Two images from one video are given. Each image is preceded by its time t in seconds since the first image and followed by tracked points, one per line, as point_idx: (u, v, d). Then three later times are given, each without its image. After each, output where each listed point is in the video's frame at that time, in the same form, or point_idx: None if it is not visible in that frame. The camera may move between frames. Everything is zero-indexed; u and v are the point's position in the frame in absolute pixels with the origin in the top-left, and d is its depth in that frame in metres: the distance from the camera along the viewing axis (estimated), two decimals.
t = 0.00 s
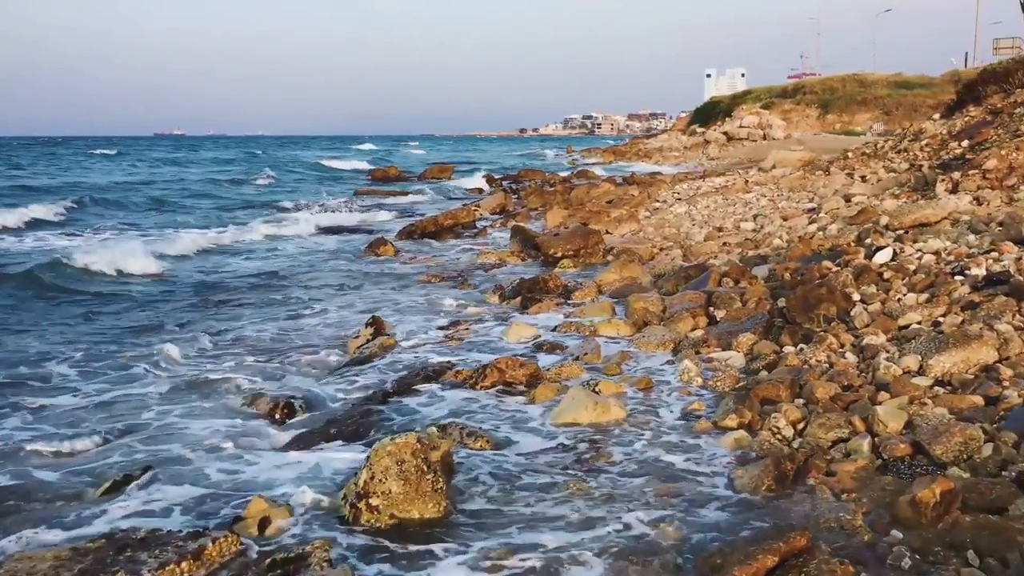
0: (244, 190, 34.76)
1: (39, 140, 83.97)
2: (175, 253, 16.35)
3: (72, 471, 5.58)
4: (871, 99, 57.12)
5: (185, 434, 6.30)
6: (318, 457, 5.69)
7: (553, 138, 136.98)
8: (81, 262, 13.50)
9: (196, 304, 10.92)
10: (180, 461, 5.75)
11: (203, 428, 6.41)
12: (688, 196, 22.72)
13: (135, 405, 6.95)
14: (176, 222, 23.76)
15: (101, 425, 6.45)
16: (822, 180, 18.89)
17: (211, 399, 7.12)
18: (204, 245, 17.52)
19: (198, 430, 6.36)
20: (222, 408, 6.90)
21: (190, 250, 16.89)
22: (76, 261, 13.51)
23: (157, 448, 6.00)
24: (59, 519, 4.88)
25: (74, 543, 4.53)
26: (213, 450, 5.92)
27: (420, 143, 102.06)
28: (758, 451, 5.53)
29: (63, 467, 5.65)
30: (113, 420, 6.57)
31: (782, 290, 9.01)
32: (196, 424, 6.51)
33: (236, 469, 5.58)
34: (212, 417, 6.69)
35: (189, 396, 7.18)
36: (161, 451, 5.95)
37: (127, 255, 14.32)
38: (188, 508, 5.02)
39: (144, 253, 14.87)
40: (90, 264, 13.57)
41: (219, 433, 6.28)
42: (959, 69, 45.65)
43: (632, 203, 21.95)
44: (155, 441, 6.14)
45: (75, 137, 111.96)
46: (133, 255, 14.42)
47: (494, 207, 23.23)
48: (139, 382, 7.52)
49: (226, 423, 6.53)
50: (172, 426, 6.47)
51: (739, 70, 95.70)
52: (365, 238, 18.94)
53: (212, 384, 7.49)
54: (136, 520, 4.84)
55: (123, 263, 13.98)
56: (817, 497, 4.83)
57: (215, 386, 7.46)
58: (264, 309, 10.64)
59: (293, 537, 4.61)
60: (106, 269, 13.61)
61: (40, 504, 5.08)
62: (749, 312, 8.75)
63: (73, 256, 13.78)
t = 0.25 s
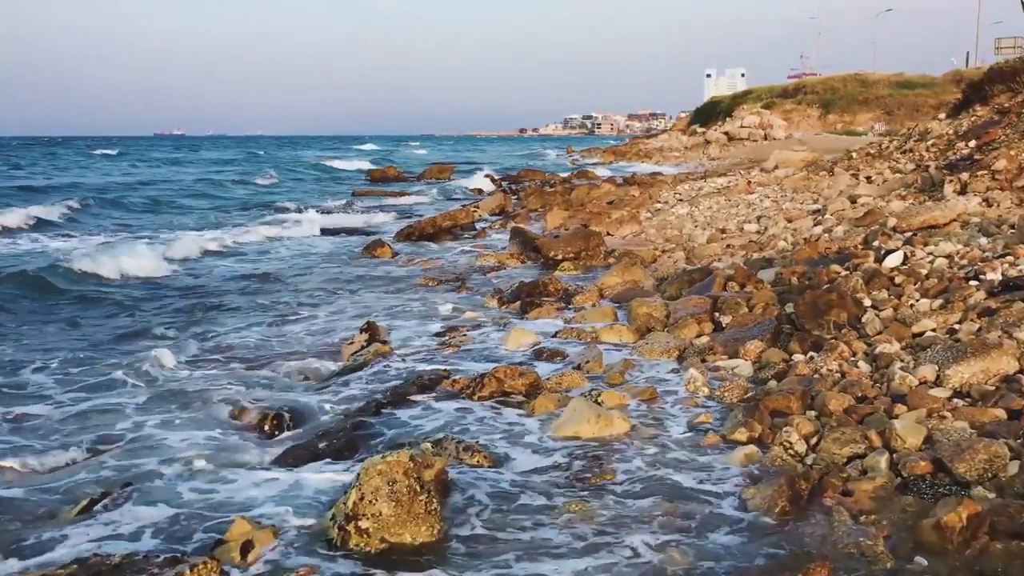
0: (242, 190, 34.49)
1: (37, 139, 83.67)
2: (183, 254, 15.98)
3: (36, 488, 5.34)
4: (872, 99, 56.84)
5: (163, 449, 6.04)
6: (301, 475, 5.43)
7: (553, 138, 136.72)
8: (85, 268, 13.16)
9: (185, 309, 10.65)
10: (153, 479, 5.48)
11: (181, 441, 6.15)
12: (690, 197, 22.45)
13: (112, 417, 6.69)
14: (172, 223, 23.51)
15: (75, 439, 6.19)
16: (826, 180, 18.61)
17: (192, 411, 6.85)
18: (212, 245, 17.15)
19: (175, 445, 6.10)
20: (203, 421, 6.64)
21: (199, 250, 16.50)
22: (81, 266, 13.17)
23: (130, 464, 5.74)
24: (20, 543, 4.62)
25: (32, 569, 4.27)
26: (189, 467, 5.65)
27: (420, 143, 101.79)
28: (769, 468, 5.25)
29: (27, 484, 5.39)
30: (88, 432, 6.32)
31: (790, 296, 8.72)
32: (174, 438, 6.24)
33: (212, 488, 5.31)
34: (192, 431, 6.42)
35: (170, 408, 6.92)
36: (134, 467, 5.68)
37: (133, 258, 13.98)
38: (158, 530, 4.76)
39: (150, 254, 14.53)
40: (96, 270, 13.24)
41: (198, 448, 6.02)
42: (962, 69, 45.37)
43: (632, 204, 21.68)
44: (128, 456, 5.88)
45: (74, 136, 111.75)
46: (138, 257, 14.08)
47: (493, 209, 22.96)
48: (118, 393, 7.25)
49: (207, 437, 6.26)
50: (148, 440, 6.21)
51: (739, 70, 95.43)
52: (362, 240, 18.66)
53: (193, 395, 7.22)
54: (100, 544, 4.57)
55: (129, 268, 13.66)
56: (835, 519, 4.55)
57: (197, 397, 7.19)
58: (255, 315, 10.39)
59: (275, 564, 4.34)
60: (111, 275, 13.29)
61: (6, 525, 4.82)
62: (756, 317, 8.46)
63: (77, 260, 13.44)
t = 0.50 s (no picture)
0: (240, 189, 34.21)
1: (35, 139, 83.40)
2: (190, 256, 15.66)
3: None
4: (874, 99, 56.58)
5: (138, 464, 5.76)
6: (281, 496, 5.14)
7: (553, 137, 136.48)
8: (84, 271, 12.81)
9: (174, 315, 10.39)
10: (123, 495, 5.21)
11: (160, 456, 5.89)
12: (692, 198, 22.18)
13: (88, 429, 6.44)
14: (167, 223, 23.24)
15: (49, 452, 5.94)
16: (831, 181, 18.33)
17: (173, 423, 6.59)
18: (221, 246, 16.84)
19: (152, 460, 5.82)
20: (183, 432, 6.37)
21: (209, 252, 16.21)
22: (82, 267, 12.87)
23: (102, 480, 5.47)
24: None
25: None
26: (166, 485, 5.38)
27: (420, 142, 101.50)
28: (780, 488, 4.97)
29: None
30: (61, 446, 6.06)
31: (799, 301, 8.44)
32: (152, 451, 5.98)
33: (185, 509, 5.03)
34: (171, 444, 6.15)
35: (149, 419, 6.65)
36: (107, 484, 5.41)
37: (135, 259, 13.68)
38: (127, 554, 4.49)
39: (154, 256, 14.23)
40: (98, 272, 12.93)
41: (177, 463, 5.76)
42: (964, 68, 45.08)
43: (633, 205, 21.41)
44: (101, 473, 5.60)
45: (73, 136, 111.56)
46: (141, 259, 13.78)
47: (492, 209, 22.69)
48: (98, 403, 6.98)
49: (186, 451, 5.98)
50: (123, 454, 5.93)
51: (740, 69, 95.16)
52: (358, 242, 18.38)
53: (173, 406, 6.95)
54: (61, 572, 4.29)
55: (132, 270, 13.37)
56: (853, 543, 4.27)
57: (179, 407, 6.93)
58: (246, 320, 10.13)
59: None
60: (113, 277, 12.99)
61: None
62: (763, 324, 8.18)
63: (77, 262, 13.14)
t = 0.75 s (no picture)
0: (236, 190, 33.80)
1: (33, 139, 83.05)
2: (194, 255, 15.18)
3: None
4: (876, 98, 56.13)
5: (104, 494, 5.37)
6: (239, 529, 4.82)
7: (553, 137, 136.07)
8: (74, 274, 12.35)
9: (158, 324, 10.01)
10: (84, 534, 4.81)
11: (127, 484, 5.52)
12: (695, 199, 21.76)
13: (54, 452, 6.07)
14: (160, 224, 22.82)
15: (8, 479, 5.57)
16: (838, 181, 17.90)
17: (145, 447, 6.20)
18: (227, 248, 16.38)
19: (119, 489, 5.43)
20: (155, 457, 5.98)
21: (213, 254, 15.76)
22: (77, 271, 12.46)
23: (63, 514, 5.07)
24: None
25: None
26: (130, 518, 5.00)
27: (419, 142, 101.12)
28: (800, 520, 4.55)
29: None
30: (22, 471, 5.70)
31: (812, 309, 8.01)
32: (120, 480, 5.59)
33: (136, 543, 4.70)
34: (142, 471, 5.76)
35: (122, 443, 6.26)
36: (68, 519, 5.02)
37: (133, 264, 13.27)
38: None
39: (154, 259, 13.82)
40: (95, 275, 12.51)
41: (145, 492, 5.38)
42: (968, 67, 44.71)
43: (635, 205, 20.99)
44: (63, 505, 5.21)
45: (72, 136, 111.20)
46: (139, 263, 13.36)
47: (491, 210, 22.26)
48: (69, 425, 6.59)
49: (157, 479, 5.60)
50: (89, 483, 5.53)
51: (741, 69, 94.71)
52: (354, 244, 17.97)
53: (147, 427, 6.57)
54: None
55: (130, 274, 12.94)
56: None
57: (154, 429, 6.54)
58: (232, 330, 9.75)
59: None
60: (110, 281, 12.56)
61: None
62: (775, 333, 7.76)
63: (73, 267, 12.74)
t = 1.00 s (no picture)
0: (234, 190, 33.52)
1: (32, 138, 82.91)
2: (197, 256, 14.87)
3: None
4: (878, 98, 55.85)
5: (78, 514, 5.11)
6: (216, 555, 4.57)
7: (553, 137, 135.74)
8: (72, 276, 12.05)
9: (147, 331, 9.76)
10: (51, 560, 4.54)
11: (102, 503, 5.27)
12: (697, 199, 21.48)
13: (28, 467, 5.82)
14: (155, 224, 22.54)
15: None
16: (843, 182, 17.62)
17: (123, 463, 5.92)
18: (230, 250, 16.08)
19: (95, 509, 5.18)
20: (133, 475, 5.71)
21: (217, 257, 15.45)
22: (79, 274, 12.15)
23: (31, 537, 4.80)
24: None
25: None
26: (104, 541, 4.76)
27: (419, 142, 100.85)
28: (817, 545, 4.27)
29: None
30: None
31: (822, 316, 7.72)
32: (95, 500, 5.31)
33: (104, 569, 4.45)
34: (118, 489, 5.48)
35: (99, 458, 5.99)
36: (36, 543, 4.75)
37: (136, 269, 12.97)
38: None
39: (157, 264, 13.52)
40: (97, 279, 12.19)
41: (122, 512, 5.14)
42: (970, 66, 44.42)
43: (637, 206, 20.72)
44: (34, 526, 4.96)
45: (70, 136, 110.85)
46: (142, 268, 13.07)
47: (491, 211, 21.98)
48: (46, 438, 6.33)
49: (134, 498, 5.32)
50: (64, 502, 5.28)
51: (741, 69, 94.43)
52: (351, 246, 17.69)
53: (126, 441, 6.30)
54: None
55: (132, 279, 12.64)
56: None
57: (134, 443, 6.26)
58: (222, 336, 9.49)
59: None
60: (113, 285, 12.25)
61: None
62: (784, 340, 7.47)
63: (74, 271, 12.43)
